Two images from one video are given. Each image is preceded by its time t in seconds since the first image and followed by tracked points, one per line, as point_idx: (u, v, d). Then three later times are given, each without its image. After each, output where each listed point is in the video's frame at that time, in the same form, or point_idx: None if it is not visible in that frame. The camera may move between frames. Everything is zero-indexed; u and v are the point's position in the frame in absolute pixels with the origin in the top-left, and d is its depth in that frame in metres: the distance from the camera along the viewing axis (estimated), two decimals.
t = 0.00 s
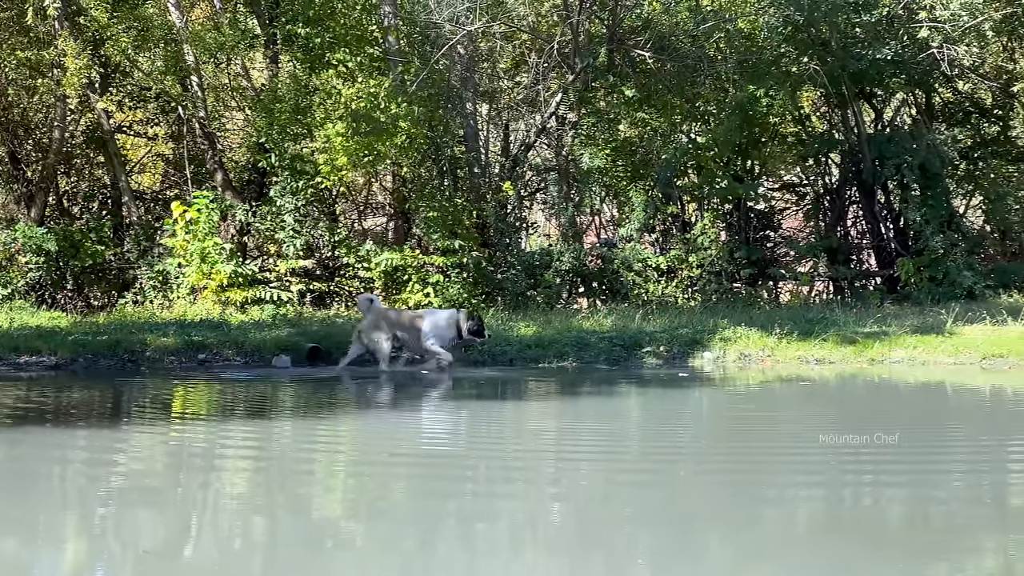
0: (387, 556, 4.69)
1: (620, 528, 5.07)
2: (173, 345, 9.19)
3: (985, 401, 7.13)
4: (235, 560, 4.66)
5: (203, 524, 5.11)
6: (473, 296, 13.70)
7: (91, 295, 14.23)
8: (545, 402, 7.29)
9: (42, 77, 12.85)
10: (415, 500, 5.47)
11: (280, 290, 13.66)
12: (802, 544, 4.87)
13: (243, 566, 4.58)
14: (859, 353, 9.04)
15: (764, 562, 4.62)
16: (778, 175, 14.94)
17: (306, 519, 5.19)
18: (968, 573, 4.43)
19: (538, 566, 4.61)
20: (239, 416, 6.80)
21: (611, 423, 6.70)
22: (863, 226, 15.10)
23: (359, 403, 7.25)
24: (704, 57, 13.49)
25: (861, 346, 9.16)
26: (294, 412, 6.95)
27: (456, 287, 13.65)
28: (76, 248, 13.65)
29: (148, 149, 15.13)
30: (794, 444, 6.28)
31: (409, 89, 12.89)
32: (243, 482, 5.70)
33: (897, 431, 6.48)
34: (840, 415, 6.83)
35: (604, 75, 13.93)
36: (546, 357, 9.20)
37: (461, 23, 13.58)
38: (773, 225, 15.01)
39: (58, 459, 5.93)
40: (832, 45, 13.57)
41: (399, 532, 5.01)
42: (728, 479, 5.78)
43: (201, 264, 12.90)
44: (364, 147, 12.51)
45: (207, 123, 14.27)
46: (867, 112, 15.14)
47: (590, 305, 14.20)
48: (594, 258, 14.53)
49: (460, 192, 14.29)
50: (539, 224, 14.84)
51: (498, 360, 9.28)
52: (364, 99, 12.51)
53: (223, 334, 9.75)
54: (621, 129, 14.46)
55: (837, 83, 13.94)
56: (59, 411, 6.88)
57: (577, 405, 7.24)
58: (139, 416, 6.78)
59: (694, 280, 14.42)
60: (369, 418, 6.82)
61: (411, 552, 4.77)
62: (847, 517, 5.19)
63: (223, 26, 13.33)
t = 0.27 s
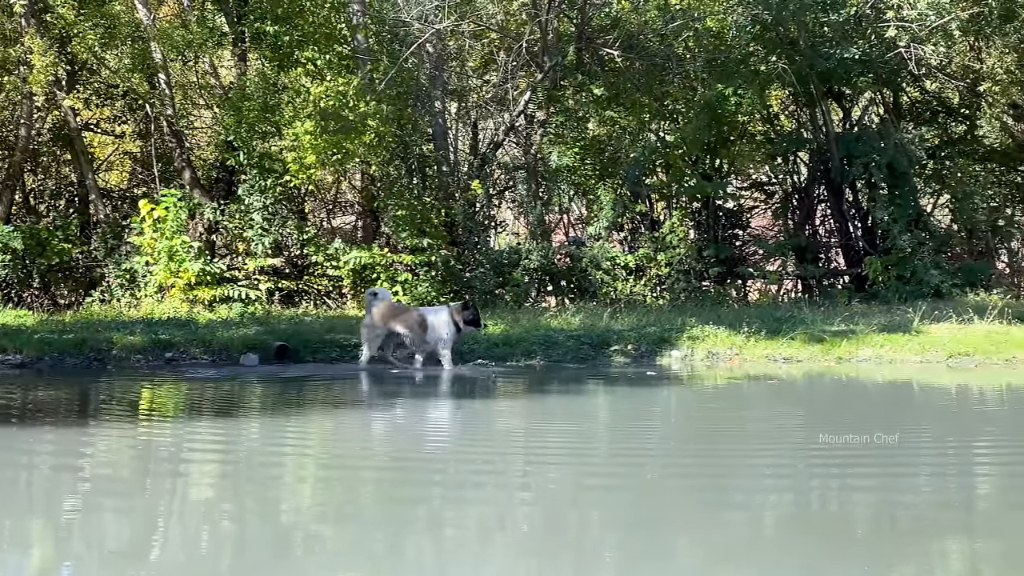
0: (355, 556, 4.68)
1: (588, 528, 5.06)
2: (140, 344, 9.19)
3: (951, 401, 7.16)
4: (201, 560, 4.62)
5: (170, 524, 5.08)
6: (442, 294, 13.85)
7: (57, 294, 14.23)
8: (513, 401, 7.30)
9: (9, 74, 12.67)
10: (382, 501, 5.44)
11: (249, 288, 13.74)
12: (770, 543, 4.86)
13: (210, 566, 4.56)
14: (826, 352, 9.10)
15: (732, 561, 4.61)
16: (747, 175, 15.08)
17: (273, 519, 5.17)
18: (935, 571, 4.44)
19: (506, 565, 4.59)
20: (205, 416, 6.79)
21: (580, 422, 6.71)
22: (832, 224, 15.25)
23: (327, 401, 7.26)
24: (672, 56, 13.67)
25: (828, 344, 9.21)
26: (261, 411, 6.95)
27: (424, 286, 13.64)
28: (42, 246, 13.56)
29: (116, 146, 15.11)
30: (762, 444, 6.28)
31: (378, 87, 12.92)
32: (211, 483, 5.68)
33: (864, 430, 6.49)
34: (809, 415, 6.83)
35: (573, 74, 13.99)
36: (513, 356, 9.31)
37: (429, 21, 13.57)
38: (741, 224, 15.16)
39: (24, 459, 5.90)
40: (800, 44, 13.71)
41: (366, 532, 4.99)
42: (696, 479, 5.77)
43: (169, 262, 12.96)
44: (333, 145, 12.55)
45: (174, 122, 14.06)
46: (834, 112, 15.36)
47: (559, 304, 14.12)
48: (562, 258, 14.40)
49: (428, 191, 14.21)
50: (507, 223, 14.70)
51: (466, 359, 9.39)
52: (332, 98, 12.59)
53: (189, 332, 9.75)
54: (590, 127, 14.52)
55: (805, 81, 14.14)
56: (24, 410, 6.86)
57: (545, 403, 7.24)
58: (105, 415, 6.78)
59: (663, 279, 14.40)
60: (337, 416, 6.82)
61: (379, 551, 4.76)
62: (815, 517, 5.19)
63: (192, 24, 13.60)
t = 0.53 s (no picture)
0: (324, 552, 4.67)
1: (556, 524, 5.06)
2: (108, 342, 9.23)
3: (919, 399, 7.19)
4: (170, 558, 4.60)
5: (139, 521, 5.07)
6: (412, 292, 13.84)
7: (25, 291, 14.44)
8: (484, 399, 7.33)
9: None
10: (352, 498, 5.43)
11: (218, 287, 13.72)
12: (739, 539, 4.87)
13: (179, 563, 4.54)
14: (795, 351, 9.20)
15: (700, 556, 4.62)
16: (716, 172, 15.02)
17: (242, 516, 5.16)
18: (902, 566, 4.46)
19: (475, 561, 4.59)
20: (174, 414, 6.78)
21: (551, 420, 6.72)
22: (802, 224, 15.16)
23: (297, 399, 7.28)
24: (641, 55, 13.61)
25: (797, 343, 9.31)
26: (230, 408, 6.96)
27: (394, 284, 13.68)
28: (11, 244, 13.85)
29: (84, 145, 14.93)
30: (730, 441, 6.29)
31: (348, 85, 13.06)
32: (180, 480, 5.67)
33: (832, 427, 6.51)
34: (779, 413, 6.84)
35: (542, 73, 14.05)
36: (482, 354, 9.49)
37: (399, 20, 13.68)
38: (711, 223, 15.10)
39: None
40: (769, 44, 13.80)
41: (335, 529, 4.99)
42: (665, 477, 5.77)
43: (137, 260, 13.08)
44: (302, 144, 12.68)
45: (144, 120, 14.37)
46: (805, 109, 15.16)
47: (528, 303, 14.10)
48: (531, 257, 14.41)
49: (399, 189, 14.17)
50: (477, 221, 14.82)
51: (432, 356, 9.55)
52: (303, 96, 12.70)
53: (158, 331, 9.78)
54: (560, 126, 14.51)
55: (775, 80, 14.10)
56: None
57: (515, 402, 7.26)
58: (74, 413, 6.78)
59: (633, 277, 14.41)
60: (306, 414, 6.84)
61: (348, 547, 4.75)
62: (783, 513, 5.19)
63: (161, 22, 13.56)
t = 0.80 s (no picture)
0: (294, 552, 4.65)
1: (527, 524, 5.05)
2: (77, 341, 9.33)
3: (890, 399, 7.21)
4: (140, 560, 4.57)
5: (109, 521, 5.04)
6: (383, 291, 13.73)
7: None
8: (456, 400, 7.34)
9: None
10: (323, 500, 5.40)
11: (188, 285, 13.70)
12: (711, 541, 4.83)
13: (149, 563, 4.52)
14: (766, 348, 9.32)
15: (671, 556, 4.61)
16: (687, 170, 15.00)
17: (213, 515, 5.14)
18: (873, 567, 4.44)
19: (445, 561, 4.57)
20: (144, 414, 6.77)
21: (522, 420, 6.72)
22: (772, 222, 15.25)
23: (268, 399, 7.29)
24: (613, 53, 13.72)
25: (767, 342, 9.42)
26: (201, 408, 6.97)
27: (365, 283, 13.68)
28: None
29: (54, 142, 14.98)
30: (701, 441, 6.28)
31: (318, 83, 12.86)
32: (151, 480, 5.64)
33: (803, 428, 6.52)
34: (750, 414, 6.85)
35: (513, 71, 14.03)
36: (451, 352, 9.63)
37: (370, 18, 13.49)
38: (681, 221, 15.17)
39: None
40: (740, 42, 13.70)
41: (306, 528, 4.97)
42: (636, 476, 5.75)
43: (108, 259, 13.05)
44: (274, 142, 12.62)
45: (115, 117, 14.49)
46: (774, 109, 15.12)
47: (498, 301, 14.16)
48: (503, 255, 14.56)
49: (370, 187, 14.12)
50: (448, 219, 14.73)
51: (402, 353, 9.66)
52: (273, 94, 12.54)
53: (127, 329, 9.85)
54: (531, 125, 14.22)
55: (746, 79, 14.11)
56: None
57: (488, 403, 7.26)
58: (44, 412, 6.78)
59: (604, 276, 14.31)
60: (277, 413, 6.85)
61: (318, 548, 4.73)
62: (754, 513, 5.19)
63: (132, 20, 13.63)
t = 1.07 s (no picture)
0: (267, 550, 4.64)
1: (500, 522, 5.03)
2: (51, 341, 9.53)
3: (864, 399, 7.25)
4: (114, 560, 4.53)
5: (82, 519, 5.03)
6: (358, 290, 13.91)
7: None
8: (431, 399, 7.36)
9: None
10: (297, 497, 5.39)
11: (163, 284, 13.88)
12: (684, 541, 4.82)
13: (122, 562, 4.50)
14: (740, 347, 9.47)
15: (643, 556, 4.59)
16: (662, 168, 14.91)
17: (186, 513, 5.13)
18: (846, 569, 4.43)
19: (418, 559, 4.56)
20: (119, 413, 6.77)
21: (497, 420, 6.73)
22: (747, 221, 15.19)
23: (243, 398, 7.32)
24: (587, 52, 13.70)
25: (742, 341, 9.55)
26: (175, 407, 7.00)
27: (339, 282, 13.87)
28: None
29: (27, 141, 15.01)
30: (675, 441, 6.28)
31: (293, 82, 12.98)
32: (125, 477, 5.63)
33: (777, 428, 6.53)
34: (725, 414, 6.86)
35: (488, 70, 14.07)
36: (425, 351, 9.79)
37: (344, 17, 13.43)
38: (656, 220, 15.08)
39: None
40: (715, 41, 13.63)
41: (279, 526, 4.96)
42: (609, 476, 5.73)
43: (81, 258, 13.16)
44: (248, 141, 12.61)
45: (88, 116, 14.49)
46: (750, 108, 15.07)
47: (473, 300, 14.22)
48: (477, 254, 14.51)
49: (344, 186, 14.03)
50: (423, 219, 14.72)
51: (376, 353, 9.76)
52: (248, 93, 12.55)
53: (101, 328, 10.03)
54: (506, 124, 14.39)
55: (722, 77, 13.97)
56: None
57: (463, 401, 7.29)
58: (17, 411, 6.79)
59: (578, 275, 14.31)
60: (252, 412, 6.86)
61: (291, 545, 4.72)
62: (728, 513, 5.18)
63: (106, 18, 13.66)
